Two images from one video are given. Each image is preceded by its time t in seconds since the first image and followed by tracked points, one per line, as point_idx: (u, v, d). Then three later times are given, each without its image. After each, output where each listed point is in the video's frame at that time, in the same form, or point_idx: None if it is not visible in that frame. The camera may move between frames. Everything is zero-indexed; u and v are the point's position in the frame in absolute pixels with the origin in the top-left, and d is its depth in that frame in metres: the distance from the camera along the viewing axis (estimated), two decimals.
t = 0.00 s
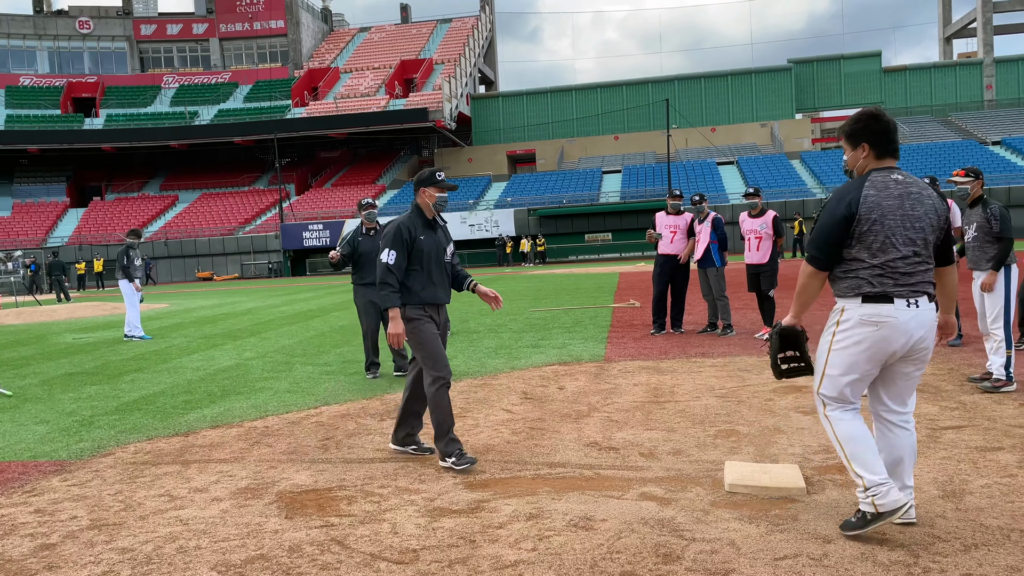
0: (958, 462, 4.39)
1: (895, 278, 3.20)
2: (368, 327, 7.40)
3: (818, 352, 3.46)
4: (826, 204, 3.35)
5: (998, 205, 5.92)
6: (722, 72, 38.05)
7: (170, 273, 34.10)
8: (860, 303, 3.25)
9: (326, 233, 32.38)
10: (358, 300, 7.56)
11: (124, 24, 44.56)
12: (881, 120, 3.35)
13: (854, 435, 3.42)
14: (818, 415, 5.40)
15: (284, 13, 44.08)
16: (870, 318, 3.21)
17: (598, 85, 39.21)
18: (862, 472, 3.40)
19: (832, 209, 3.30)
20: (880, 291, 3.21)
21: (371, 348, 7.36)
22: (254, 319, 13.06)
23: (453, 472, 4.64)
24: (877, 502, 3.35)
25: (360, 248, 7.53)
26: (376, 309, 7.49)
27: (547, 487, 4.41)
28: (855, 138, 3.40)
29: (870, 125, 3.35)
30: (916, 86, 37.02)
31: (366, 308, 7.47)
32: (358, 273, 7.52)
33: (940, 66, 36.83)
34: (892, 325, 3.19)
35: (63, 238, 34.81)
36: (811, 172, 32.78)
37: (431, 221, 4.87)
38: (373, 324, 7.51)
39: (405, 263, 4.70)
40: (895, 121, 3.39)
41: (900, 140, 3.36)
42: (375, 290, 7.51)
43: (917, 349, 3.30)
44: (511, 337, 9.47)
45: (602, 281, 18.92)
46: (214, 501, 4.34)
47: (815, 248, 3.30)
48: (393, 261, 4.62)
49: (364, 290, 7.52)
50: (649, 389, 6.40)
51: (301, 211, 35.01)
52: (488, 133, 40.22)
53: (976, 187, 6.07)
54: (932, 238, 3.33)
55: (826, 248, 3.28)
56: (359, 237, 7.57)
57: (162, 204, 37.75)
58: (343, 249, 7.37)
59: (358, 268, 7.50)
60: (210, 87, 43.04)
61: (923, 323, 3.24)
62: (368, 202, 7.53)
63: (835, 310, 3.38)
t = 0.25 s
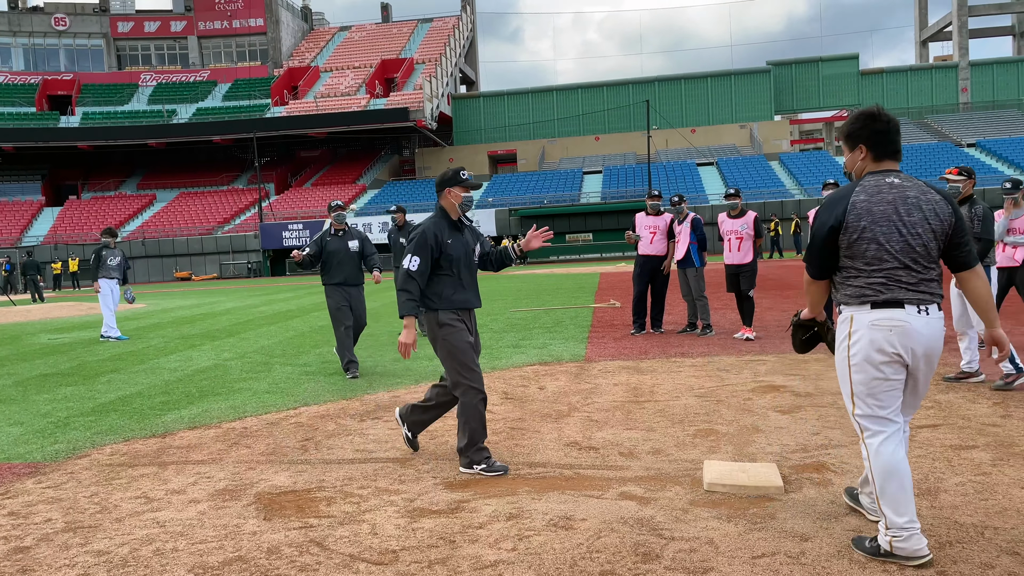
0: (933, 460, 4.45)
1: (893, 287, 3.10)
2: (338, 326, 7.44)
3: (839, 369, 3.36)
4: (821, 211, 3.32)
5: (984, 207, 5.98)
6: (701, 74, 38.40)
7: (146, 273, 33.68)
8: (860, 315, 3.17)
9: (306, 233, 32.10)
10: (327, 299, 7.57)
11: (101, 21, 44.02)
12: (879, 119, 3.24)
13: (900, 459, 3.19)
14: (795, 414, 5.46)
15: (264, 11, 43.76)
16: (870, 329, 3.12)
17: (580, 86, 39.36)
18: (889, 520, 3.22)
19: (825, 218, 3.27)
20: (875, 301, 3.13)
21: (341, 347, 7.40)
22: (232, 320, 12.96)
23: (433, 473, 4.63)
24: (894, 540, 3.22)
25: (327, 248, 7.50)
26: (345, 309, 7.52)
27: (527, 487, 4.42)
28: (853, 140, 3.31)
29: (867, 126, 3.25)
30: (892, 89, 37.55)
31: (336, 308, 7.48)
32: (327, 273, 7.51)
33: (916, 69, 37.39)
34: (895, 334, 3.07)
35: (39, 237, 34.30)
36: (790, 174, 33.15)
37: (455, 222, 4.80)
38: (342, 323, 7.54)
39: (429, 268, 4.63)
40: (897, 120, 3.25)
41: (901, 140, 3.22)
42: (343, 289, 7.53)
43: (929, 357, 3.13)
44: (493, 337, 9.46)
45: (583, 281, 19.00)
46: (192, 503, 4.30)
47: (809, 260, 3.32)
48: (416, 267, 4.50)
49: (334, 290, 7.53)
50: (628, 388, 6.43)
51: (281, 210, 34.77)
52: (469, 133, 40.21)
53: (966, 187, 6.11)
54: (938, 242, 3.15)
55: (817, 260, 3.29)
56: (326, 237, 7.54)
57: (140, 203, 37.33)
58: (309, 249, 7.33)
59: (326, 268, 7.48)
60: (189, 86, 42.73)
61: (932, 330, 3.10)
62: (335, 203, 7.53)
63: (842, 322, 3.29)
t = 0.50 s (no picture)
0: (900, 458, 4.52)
1: (907, 283, 3.02)
2: (301, 327, 7.49)
3: (845, 370, 3.24)
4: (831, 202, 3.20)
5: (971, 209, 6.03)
6: (677, 77, 38.72)
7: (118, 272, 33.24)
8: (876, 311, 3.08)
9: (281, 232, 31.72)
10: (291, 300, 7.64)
11: (72, 18, 43.42)
12: (888, 109, 3.17)
13: (889, 470, 3.13)
14: (767, 413, 5.52)
15: (239, 9, 43.41)
16: (886, 328, 3.03)
17: (558, 88, 39.51)
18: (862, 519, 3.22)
19: (838, 208, 3.15)
20: (890, 296, 3.03)
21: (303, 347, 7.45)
22: (206, 320, 12.83)
23: (407, 473, 4.62)
24: (865, 540, 3.24)
25: (292, 249, 7.58)
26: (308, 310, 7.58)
27: (502, 486, 4.42)
28: (862, 131, 3.25)
29: (876, 116, 3.19)
30: (864, 92, 38.12)
31: (299, 309, 7.56)
32: (292, 273, 7.56)
33: (888, 73, 37.98)
34: (911, 333, 2.99)
35: (8, 237, 33.76)
36: (764, 176, 33.59)
37: (484, 212, 4.65)
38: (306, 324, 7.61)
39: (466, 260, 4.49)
40: (909, 110, 3.18)
41: (912, 132, 3.16)
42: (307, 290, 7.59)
43: (942, 357, 3.07)
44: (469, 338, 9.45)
45: (560, 281, 19.05)
46: (162, 505, 4.25)
47: (817, 253, 3.17)
48: (459, 258, 4.37)
49: (299, 290, 7.58)
50: (604, 388, 6.46)
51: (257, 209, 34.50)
52: (447, 133, 40.17)
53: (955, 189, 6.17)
54: (953, 236, 3.10)
55: (832, 252, 3.13)
56: (293, 237, 7.63)
57: (112, 202, 36.86)
58: (275, 248, 7.42)
59: (292, 268, 7.53)
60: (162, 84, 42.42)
61: (947, 328, 3.05)
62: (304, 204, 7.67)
63: (853, 319, 3.18)
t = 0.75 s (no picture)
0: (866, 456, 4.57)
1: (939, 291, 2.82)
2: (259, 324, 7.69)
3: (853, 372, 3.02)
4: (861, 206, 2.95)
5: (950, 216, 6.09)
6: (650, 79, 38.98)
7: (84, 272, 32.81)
8: (902, 319, 2.86)
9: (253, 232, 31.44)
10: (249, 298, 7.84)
11: (38, 14, 42.65)
12: (914, 112, 2.96)
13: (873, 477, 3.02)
14: (736, 412, 5.56)
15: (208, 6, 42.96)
16: (915, 338, 2.81)
17: (532, 89, 39.64)
18: (836, 515, 3.18)
19: (875, 209, 2.86)
20: (921, 305, 2.82)
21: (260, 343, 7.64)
22: (173, 321, 12.67)
23: (377, 476, 4.58)
24: (833, 538, 3.22)
25: (249, 247, 7.77)
26: (266, 308, 7.79)
27: (472, 487, 4.40)
28: (884, 134, 3.05)
29: (899, 120, 2.98)
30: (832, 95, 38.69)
31: (257, 306, 7.76)
32: (250, 271, 7.76)
33: (856, 77, 38.57)
34: (939, 346, 2.78)
35: None
36: (735, 178, 34.08)
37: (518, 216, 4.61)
38: (263, 321, 7.83)
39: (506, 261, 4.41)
40: (933, 112, 2.98)
41: (938, 134, 2.96)
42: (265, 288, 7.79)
43: (991, 365, 2.85)
44: (441, 338, 9.42)
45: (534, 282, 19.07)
46: (126, 509, 4.18)
47: (858, 253, 2.82)
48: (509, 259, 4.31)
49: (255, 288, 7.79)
50: (576, 388, 6.47)
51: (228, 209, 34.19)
52: (421, 133, 40.10)
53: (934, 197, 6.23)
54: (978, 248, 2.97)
55: (876, 253, 2.81)
56: (250, 236, 7.83)
57: (78, 201, 36.39)
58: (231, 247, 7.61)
59: (249, 266, 7.73)
60: (129, 81, 42.20)
61: (978, 336, 2.81)
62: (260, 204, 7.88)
63: (874, 327, 2.97)
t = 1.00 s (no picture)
0: (831, 455, 4.62)
1: (950, 285, 2.69)
2: (212, 328, 7.81)
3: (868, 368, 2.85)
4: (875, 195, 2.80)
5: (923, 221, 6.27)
6: (623, 81, 39.17)
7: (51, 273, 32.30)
8: (915, 312, 2.72)
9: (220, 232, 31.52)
10: (200, 302, 7.92)
11: (6, 11, 42.89)
12: (918, 101, 2.83)
13: (905, 472, 2.79)
14: (705, 412, 5.62)
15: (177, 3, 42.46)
16: (927, 330, 2.68)
17: (506, 89, 39.58)
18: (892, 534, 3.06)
19: (889, 201, 2.70)
20: (933, 298, 2.68)
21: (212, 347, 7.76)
22: (139, 322, 12.49)
23: (344, 478, 4.56)
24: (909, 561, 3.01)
25: (202, 252, 7.84)
26: (219, 313, 7.92)
27: (441, 490, 4.38)
28: (888, 124, 2.91)
29: (903, 110, 2.85)
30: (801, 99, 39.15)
31: (209, 311, 7.86)
32: (200, 276, 7.86)
33: (826, 81, 39.05)
34: (951, 339, 2.65)
35: None
36: (707, 181, 34.51)
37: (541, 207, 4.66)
38: (214, 325, 7.94)
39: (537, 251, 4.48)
40: (940, 101, 2.84)
41: (946, 124, 2.83)
42: (218, 293, 7.92)
43: (991, 367, 2.74)
44: (413, 339, 9.39)
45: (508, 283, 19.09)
46: (87, 514, 4.11)
47: (880, 247, 2.64)
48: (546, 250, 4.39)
49: (206, 292, 7.91)
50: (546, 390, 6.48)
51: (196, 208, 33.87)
52: (394, 133, 39.91)
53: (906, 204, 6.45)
54: (991, 238, 2.82)
55: (896, 246, 2.63)
56: (202, 241, 7.90)
57: (43, 200, 35.83)
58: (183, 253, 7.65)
59: (200, 271, 7.83)
60: (96, 78, 41.68)
61: (986, 333, 2.71)
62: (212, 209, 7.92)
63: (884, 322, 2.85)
